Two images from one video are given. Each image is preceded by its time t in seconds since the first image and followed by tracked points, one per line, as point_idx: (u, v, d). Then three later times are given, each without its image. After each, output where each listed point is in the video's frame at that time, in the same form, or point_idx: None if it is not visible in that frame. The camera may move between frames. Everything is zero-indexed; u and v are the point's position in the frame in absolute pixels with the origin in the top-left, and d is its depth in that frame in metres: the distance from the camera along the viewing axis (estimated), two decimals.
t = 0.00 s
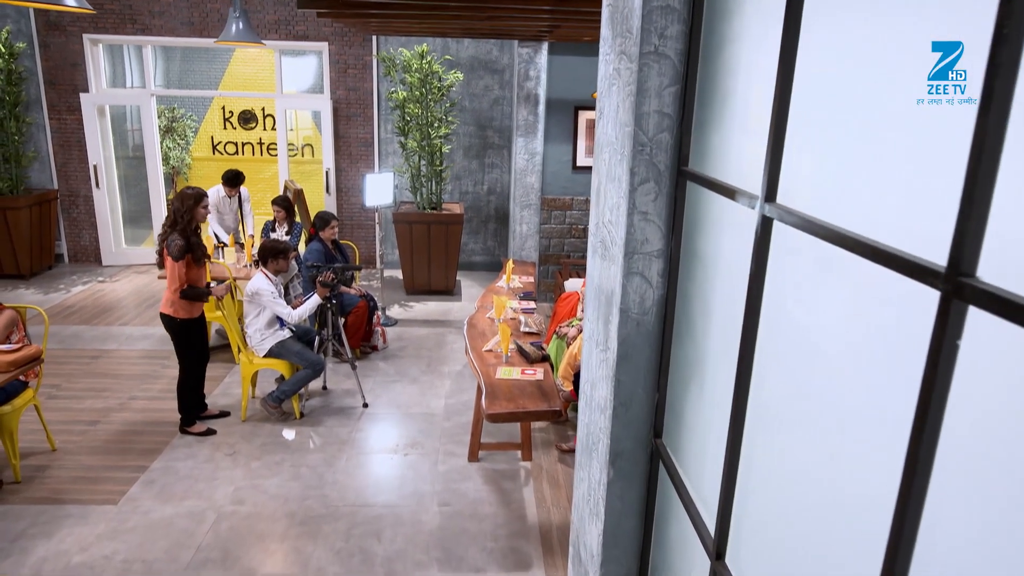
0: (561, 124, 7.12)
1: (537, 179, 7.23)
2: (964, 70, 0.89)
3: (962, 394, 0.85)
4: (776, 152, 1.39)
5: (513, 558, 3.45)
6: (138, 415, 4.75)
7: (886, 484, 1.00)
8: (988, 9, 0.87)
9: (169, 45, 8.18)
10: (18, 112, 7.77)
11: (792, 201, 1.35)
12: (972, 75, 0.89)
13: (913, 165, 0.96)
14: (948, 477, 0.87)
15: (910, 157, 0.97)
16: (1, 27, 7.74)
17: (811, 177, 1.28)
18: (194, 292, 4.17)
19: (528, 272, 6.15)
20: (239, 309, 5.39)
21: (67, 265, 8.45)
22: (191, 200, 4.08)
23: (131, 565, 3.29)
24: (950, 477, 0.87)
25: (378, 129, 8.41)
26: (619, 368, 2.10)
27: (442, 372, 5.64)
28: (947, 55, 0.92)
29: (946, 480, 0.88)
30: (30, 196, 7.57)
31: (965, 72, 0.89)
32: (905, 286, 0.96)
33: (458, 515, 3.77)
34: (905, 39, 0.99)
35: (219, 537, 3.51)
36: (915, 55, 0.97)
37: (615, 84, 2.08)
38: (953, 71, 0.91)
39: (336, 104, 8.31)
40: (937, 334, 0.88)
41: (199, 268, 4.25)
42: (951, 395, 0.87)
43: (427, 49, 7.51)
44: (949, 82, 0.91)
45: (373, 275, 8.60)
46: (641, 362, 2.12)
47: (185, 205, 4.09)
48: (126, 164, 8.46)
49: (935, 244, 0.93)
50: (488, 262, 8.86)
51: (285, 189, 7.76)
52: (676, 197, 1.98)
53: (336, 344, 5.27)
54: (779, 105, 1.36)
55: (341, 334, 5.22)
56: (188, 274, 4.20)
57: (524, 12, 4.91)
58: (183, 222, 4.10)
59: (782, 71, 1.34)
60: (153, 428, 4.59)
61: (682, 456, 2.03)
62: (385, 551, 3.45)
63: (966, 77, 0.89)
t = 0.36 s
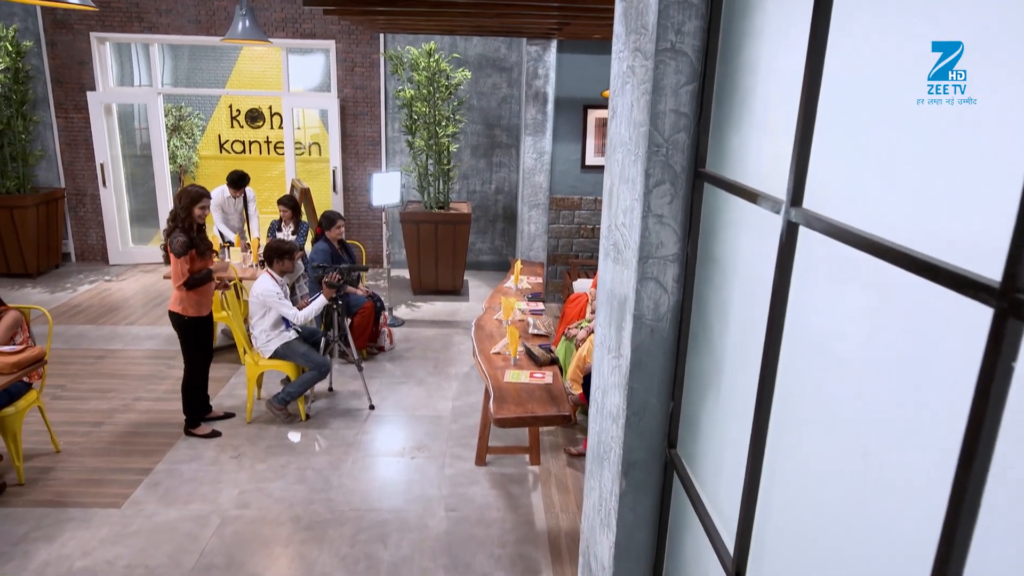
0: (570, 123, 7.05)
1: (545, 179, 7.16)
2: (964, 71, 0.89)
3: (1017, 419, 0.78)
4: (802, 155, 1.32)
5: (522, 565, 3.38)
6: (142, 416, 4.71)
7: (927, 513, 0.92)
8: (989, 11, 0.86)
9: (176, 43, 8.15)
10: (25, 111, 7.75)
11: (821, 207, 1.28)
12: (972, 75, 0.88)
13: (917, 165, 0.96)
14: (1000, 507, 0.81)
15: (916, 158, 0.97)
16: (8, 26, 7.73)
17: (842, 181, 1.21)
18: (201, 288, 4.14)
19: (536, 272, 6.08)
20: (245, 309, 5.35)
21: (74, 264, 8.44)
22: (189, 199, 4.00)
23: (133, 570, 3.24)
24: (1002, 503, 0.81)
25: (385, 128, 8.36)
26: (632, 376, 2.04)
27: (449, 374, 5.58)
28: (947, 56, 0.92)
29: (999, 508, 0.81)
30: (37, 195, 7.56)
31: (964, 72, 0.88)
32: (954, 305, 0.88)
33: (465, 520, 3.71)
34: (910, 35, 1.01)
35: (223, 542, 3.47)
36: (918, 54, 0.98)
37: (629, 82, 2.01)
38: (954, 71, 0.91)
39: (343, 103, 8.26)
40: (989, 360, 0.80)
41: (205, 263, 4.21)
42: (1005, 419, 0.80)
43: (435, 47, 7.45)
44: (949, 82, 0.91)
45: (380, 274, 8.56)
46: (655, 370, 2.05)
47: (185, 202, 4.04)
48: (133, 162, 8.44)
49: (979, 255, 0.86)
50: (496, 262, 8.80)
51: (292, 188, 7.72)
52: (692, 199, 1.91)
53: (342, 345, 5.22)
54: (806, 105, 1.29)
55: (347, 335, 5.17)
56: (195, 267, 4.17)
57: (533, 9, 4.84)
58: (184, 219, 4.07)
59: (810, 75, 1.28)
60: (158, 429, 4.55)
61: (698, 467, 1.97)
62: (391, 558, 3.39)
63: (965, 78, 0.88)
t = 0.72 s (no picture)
0: (579, 120, 6.98)
1: (553, 176, 7.08)
2: (964, 71, 0.94)
3: None
4: (830, 156, 1.24)
5: (529, 570, 3.32)
6: (146, 415, 4.67)
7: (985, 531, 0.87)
8: (988, 14, 0.91)
9: (182, 38, 8.11)
10: (30, 107, 7.73)
11: (852, 211, 1.21)
12: (971, 76, 0.93)
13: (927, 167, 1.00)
14: None
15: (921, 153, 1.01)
16: (13, 22, 7.69)
17: (877, 184, 1.14)
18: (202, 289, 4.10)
19: (544, 271, 6.02)
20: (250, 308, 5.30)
21: (80, 261, 8.42)
22: (206, 198, 4.01)
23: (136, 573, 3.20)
24: None
25: (392, 124, 8.29)
26: (645, 383, 1.97)
27: (456, 373, 5.53)
28: (947, 56, 0.97)
29: None
30: (42, 191, 7.54)
31: (964, 72, 0.94)
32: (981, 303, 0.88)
33: (472, 524, 3.65)
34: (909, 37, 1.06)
35: (227, 545, 3.42)
36: (918, 55, 1.03)
37: (643, 78, 1.93)
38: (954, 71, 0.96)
39: (350, 99, 8.20)
40: None
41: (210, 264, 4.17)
42: None
43: (442, 42, 7.37)
44: (949, 82, 0.96)
45: (386, 272, 8.50)
46: (669, 376, 1.98)
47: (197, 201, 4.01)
48: (139, 159, 8.40)
49: (997, 252, 0.88)
50: (503, 259, 8.73)
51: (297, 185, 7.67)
52: (709, 199, 1.84)
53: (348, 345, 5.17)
54: (834, 104, 1.21)
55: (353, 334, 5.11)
56: (198, 267, 4.13)
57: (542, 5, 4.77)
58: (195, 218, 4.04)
59: (838, 79, 1.20)
60: (162, 429, 4.51)
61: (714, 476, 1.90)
62: (396, 562, 3.34)
63: (965, 78, 0.93)
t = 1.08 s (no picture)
0: (586, 115, 6.90)
1: (560, 172, 7.01)
2: (964, 71, 0.95)
3: None
4: (856, 159, 1.19)
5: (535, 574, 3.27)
6: (149, 414, 4.63)
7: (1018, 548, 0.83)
8: (986, 14, 0.93)
9: (186, 33, 8.06)
10: (34, 103, 7.69)
11: (880, 212, 1.15)
12: (971, 76, 0.94)
13: (932, 166, 1.00)
14: None
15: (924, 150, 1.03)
16: (17, 16, 7.64)
17: (901, 184, 1.10)
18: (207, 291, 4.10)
19: (551, 268, 5.95)
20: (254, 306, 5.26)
21: (85, 257, 8.40)
22: (224, 205, 3.99)
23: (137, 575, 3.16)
24: None
25: (397, 120, 8.23)
26: (657, 388, 1.91)
27: (461, 371, 5.48)
28: (947, 56, 0.98)
29: None
30: (47, 187, 7.51)
31: (964, 73, 0.95)
32: (988, 301, 0.88)
33: (478, 526, 3.60)
34: (910, 36, 1.08)
35: (229, 547, 3.38)
36: (918, 54, 1.05)
37: (657, 72, 1.87)
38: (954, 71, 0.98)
39: (355, 94, 8.14)
40: None
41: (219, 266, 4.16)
42: None
43: (448, 37, 7.30)
44: (949, 82, 0.97)
45: (391, 269, 8.46)
46: (682, 381, 1.91)
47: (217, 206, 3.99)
48: (143, 155, 8.37)
49: (994, 245, 0.89)
50: (509, 256, 8.67)
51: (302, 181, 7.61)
52: (725, 199, 1.77)
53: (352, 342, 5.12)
54: (863, 103, 1.16)
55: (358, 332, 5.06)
56: (206, 270, 4.11)
57: None
58: (213, 221, 4.01)
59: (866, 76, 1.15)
60: (165, 427, 4.47)
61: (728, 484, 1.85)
62: (401, 564, 3.29)
63: (965, 78, 0.94)
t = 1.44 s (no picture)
0: (593, 110, 6.82)
1: (567, 168, 6.93)
2: (964, 71, 1.02)
3: None
4: (887, 160, 1.17)
5: None
6: (152, 412, 4.59)
7: None
8: (984, 16, 0.99)
9: (190, 27, 8.01)
10: (39, 97, 7.66)
11: (912, 215, 1.13)
12: (970, 76, 1.01)
13: (954, 163, 1.03)
14: None
15: (936, 148, 1.08)
16: (20, 11, 7.60)
17: (933, 181, 1.09)
18: (213, 290, 4.08)
19: (558, 265, 5.89)
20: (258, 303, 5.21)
21: (89, 252, 8.36)
22: (243, 208, 3.99)
23: None
24: None
25: (402, 115, 8.16)
26: (669, 394, 1.84)
27: (467, 369, 5.42)
28: (947, 56, 1.05)
29: None
30: (51, 182, 7.48)
31: (964, 73, 1.02)
32: None
33: (484, 528, 3.55)
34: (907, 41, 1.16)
35: (232, 548, 3.34)
36: (918, 55, 1.12)
37: (670, 66, 1.80)
38: (953, 71, 1.05)
39: (360, 89, 8.07)
40: None
41: (227, 267, 4.14)
42: None
43: (454, 31, 7.22)
44: (950, 82, 1.05)
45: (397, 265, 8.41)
46: (695, 386, 1.85)
47: (235, 209, 3.99)
48: (148, 150, 8.33)
49: (1007, 238, 0.93)
50: (515, 252, 8.60)
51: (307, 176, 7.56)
52: (742, 198, 1.71)
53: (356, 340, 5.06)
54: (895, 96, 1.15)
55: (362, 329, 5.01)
56: (212, 269, 4.08)
57: None
58: (230, 222, 4.00)
59: (900, 74, 1.13)
60: (169, 425, 4.43)
61: (741, 492, 1.79)
62: (405, 567, 3.24)
63: (966, 77, 1.01)
